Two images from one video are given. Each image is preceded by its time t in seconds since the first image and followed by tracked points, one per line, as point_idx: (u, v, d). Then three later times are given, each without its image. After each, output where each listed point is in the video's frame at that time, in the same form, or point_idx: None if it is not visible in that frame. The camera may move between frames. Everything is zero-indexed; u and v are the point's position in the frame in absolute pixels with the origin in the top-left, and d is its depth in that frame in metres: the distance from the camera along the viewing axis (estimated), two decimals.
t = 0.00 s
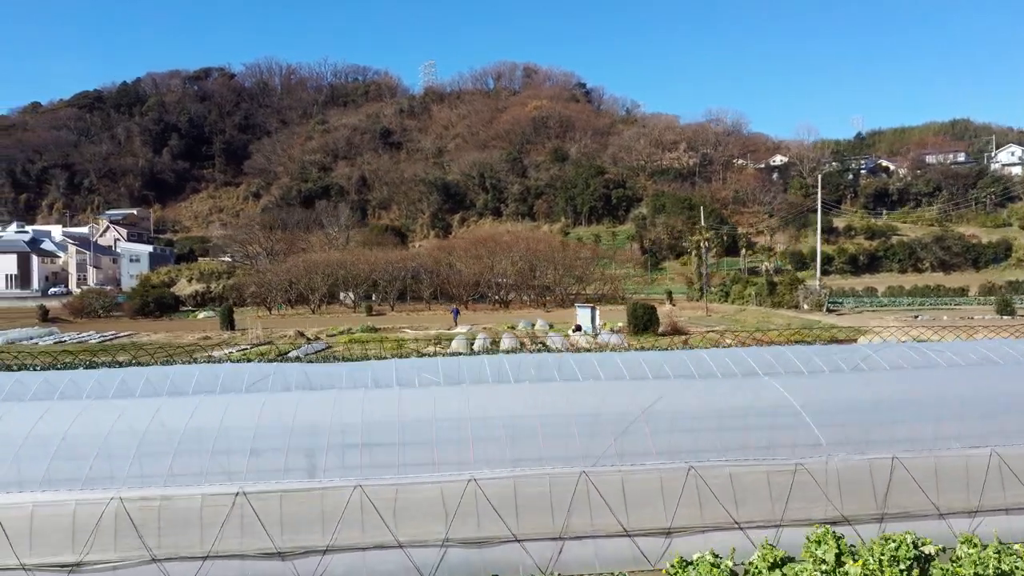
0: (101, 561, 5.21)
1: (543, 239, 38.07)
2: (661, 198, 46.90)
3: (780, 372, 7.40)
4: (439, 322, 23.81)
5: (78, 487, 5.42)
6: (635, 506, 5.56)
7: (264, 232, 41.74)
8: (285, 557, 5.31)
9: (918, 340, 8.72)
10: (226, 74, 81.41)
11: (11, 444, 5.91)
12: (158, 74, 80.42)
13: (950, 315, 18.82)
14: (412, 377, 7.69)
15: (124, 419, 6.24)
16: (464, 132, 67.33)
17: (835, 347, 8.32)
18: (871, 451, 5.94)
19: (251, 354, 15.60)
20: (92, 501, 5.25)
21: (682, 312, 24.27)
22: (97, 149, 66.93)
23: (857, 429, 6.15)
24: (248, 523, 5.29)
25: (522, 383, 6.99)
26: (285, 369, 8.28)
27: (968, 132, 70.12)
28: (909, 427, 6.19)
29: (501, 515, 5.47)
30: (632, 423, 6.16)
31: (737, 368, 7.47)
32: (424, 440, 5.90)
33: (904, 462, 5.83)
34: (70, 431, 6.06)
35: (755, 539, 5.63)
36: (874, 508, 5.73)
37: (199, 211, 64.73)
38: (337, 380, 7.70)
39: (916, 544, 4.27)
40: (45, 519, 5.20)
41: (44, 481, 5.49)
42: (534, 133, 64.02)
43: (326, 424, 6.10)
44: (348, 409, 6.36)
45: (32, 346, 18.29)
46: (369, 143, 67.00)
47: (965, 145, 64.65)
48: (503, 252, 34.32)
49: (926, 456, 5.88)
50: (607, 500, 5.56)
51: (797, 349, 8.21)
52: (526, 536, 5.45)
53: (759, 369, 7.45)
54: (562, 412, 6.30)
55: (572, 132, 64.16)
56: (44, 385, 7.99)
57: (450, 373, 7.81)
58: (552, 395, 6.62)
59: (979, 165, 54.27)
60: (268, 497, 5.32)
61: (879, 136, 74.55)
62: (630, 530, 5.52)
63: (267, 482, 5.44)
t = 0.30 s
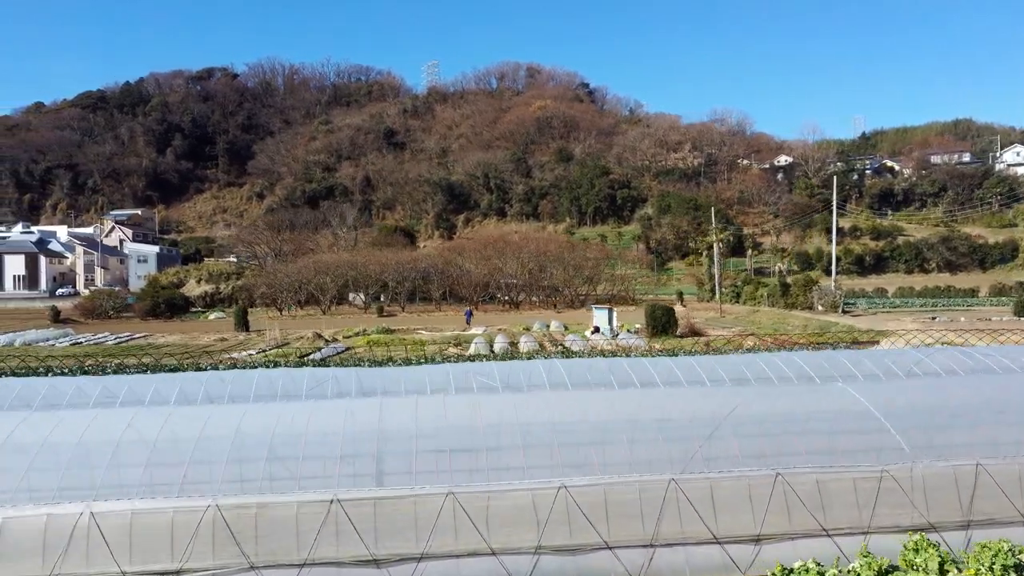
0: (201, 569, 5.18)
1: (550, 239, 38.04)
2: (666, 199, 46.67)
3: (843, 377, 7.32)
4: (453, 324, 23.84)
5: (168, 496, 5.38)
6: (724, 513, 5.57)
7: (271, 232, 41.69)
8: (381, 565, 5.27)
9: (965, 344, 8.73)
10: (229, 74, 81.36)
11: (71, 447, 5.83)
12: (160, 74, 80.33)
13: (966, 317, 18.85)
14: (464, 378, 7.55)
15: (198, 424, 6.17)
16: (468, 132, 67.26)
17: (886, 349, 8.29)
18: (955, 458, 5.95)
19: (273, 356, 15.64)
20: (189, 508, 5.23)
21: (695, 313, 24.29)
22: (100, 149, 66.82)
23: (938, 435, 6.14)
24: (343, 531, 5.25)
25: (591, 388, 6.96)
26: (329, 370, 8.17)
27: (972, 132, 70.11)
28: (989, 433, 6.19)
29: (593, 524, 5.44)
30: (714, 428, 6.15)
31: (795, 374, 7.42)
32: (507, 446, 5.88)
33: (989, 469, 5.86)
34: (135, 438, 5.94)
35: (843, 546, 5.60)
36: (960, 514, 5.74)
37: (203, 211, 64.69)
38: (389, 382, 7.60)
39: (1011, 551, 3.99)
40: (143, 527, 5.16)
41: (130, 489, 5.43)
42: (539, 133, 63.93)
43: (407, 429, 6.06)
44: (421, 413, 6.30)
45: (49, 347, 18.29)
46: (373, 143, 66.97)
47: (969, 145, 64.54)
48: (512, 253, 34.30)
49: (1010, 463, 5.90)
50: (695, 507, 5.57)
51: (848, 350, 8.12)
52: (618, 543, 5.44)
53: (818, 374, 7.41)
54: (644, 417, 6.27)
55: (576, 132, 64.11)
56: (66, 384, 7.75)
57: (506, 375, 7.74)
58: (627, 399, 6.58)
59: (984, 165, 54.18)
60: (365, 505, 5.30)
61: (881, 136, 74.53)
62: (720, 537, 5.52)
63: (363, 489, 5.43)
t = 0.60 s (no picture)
0: (273, 567, 5.19)
1: (555, 239, 37.98)
2: (669, 198, 46.67)
3: (884, 377, 7.36)
4: (463, 324, 23.87)
5: (236, 494, 5.40)
6: (788, 510, 5.57)
7: (275, 232, 41.65)
8: (449, 563, 5.30)
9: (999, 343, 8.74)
10: (230, 75, 81.35)
11: (135, 447, 5.83)
12: (162, 74, 80.29)
13: (978, 316, 18.86)
14: (506, 377, 7.58)
15: (256, 424, 6.19)
16: (471, 132, 67.25)
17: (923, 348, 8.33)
18: (1014, 457, 5.94)
19: (288, 354, 15.67)
20: (259, 505, 5.25)
21: (706, 312, 24.31)
22: (103, 149, 66.72)
23: (994, 434, 6.14)
24: (411, 529, 5.29)
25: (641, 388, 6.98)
26: (369, 371, 8.18)
27: (974, 132, 70.10)
28: None
29: (658, 522, 5.45)
30: (772, 426, 6.16)
31: (835, 374, 7.47)
32: (569, 445, 5.91)
33: None
34: (196, 438, 5.96)
35: (905, 544, 5.61)
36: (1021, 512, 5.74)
37: (206, 211, 64.64)
38: (432, 381, 7.62)
39: None
40: (215, 526, 5.18)
41: (198, 487, 5.46)
42: (541, 133, 63.75)
43: (467, 428, 6.08)
44: (477, 413, 6.31)
45: (62, 346, 18.28)
46: (376, 143, 66.94)
47: (972, 144, 64.52)
48: (518, 253, 34.30)
49: None
50: (758, 505, 5.58)
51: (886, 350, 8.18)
52: (683, 541, 5.45)
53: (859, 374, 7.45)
54: (701, 416, 6.30)
55: (578, 132, 64.05)
56: (106, 386, 7.75)
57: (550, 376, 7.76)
58: (681, 399, 6.61)
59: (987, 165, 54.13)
60: (432, 503, 5.34)
61: (883, 136, 74.48)
62: (783, 535, 5.54)
63: (430, 488, 5.46)
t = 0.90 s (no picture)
0: (316, 560, 5.20)
1: (559, 238, 37.94)
2: (672, 198, 46.65)
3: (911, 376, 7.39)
4: (469, 323, 23.88)
5: (279, 488, 5.41)
6: (826, 504, 5.59)
7: (278, 232, 41.59)
8: (491, 557, 5.32)
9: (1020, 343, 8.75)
10: (231, 74, 81.35)
11: (174, 442, 5.85)
12: (163, 74, 80.28)
13: (986, 315, 18.90)
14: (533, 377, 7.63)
15: (292, 419, 6.22)
16: (473, 131, 67.24)
17: (947, 349, 8.33)
18: None
19: (298, 353, 15.67)
20: (303, 499, 5.25)
21: (712, 311, 24.30)
22: (105, 149, 66.68)
23: None
24: (454, 522, 5.31)
25: (671, 385, 7.02)
26: (392, 369, 8.22)
27: (976, 132, 70.14)
28: None
29: (697, 516, 5.48)
30: (807, 423, 6.19)
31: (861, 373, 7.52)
32: (605, 440, 5.94)
33: None
34: (234, 432, 5.98)
35: (942, 538, 5.61)
36: None
37: (207, 211, 64.61)
38: (460, 381, 7.67)
39: None
40: (259, 519, 5.18)
41: (239, 481, 5.48)
42: (543, 133, 63.68)
43: (502, 424, 6.12)
44: (511, 410, 6.34)
45: (69, 346, 18.25)
46: (377, 143, 66.97)
47: (974, 144, 64.46)
48: (522, 253, 34.28)
49: None
50: (796, 499, 5.59)
51: (910, 350, 8.19)
52: (723, 535, 5.46)
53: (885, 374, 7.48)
54: (735, 412, 6.33)
55: (580, 132, 64.04)
56: (131, 384, 7.79)
57: (574, 376, 7.81)
58: (712, 396, 6.64)
59: (989, 164, 54.08)
60: (473, 496, 5.36)
61: (885, 135, 74.47)
62: (822, 529, 5.54)
63: (472, 481, 5.49)
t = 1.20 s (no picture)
0: (330, 550, 5.22)
1: (560, 237, 37.94)
2: (672, 198, 46.65)
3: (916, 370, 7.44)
4: (470, 322, 23.89)
5: (293, 479, 5.46)
6: (835, 495, 5.62)
7: (279, 232, 41.58)
8: (503, 547, 5.34)
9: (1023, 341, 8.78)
10: (231, 74, 81.34)
11: (188, 434, 5.89)
12: (163, 74, 80.25)
13: (987, 314, 18.94)
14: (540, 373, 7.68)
15: (303, 414, 6.25)
16: (473, 131, 67.23)
17: (951, 346, 8.37)
18: None
19: (301, 351, 15.68)
20: (317, 490, 5.29)
21: (713, 310, 24.31)
22: (105, 149, 66.64)
23: None
24: (466, 513, 5.35)
25: (679, 380, 7.07)
26: (400, 364, 8.27)
27: (976, 131, 70.15)
28: None
29: (707, 508, 5.51)
30: (814, 416, 6.23)
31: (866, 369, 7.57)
32: (615, 433, 5.97)
33: None
34: (246, 426, 6.02)
35: (950, 529, 5.64)
36: None
37: (208, 210, 64.58)
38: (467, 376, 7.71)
39: None
40: (273, 509, 5.23)
41: (253, 473, 5.52)
42: (544, 133, 63.66)
43: (512, 418, 6.15)
44: (521, 404, 6.38)
45: (72, 344, 18.26)
46: (377, 143, 66.98)
47: (974, 144, 64.43)
48: (523, 252, 34.25)
49: None
50: (806, 490, 5.62)
51: (915, 347, 8.23)
52: (733, 526, 5.49)
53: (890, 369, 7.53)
54: (744, 406, 6.36)
55: (581, 132, 64.04)
56: (141, 379, 7.82)
57: (581, 371, 7.85)
58: (719, 390, 6.69)
59: (989, 164, 54.07)
60: (485, 488, 5.41)
61: (885, 135, 74.48)
62: (830, 520, 5.57)
63: (483, 473, 5.53)
